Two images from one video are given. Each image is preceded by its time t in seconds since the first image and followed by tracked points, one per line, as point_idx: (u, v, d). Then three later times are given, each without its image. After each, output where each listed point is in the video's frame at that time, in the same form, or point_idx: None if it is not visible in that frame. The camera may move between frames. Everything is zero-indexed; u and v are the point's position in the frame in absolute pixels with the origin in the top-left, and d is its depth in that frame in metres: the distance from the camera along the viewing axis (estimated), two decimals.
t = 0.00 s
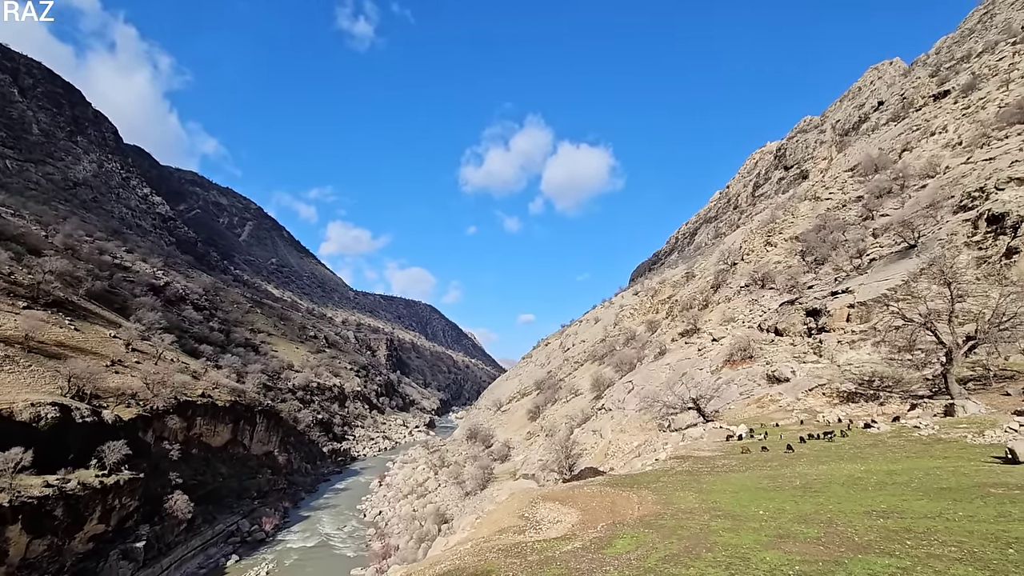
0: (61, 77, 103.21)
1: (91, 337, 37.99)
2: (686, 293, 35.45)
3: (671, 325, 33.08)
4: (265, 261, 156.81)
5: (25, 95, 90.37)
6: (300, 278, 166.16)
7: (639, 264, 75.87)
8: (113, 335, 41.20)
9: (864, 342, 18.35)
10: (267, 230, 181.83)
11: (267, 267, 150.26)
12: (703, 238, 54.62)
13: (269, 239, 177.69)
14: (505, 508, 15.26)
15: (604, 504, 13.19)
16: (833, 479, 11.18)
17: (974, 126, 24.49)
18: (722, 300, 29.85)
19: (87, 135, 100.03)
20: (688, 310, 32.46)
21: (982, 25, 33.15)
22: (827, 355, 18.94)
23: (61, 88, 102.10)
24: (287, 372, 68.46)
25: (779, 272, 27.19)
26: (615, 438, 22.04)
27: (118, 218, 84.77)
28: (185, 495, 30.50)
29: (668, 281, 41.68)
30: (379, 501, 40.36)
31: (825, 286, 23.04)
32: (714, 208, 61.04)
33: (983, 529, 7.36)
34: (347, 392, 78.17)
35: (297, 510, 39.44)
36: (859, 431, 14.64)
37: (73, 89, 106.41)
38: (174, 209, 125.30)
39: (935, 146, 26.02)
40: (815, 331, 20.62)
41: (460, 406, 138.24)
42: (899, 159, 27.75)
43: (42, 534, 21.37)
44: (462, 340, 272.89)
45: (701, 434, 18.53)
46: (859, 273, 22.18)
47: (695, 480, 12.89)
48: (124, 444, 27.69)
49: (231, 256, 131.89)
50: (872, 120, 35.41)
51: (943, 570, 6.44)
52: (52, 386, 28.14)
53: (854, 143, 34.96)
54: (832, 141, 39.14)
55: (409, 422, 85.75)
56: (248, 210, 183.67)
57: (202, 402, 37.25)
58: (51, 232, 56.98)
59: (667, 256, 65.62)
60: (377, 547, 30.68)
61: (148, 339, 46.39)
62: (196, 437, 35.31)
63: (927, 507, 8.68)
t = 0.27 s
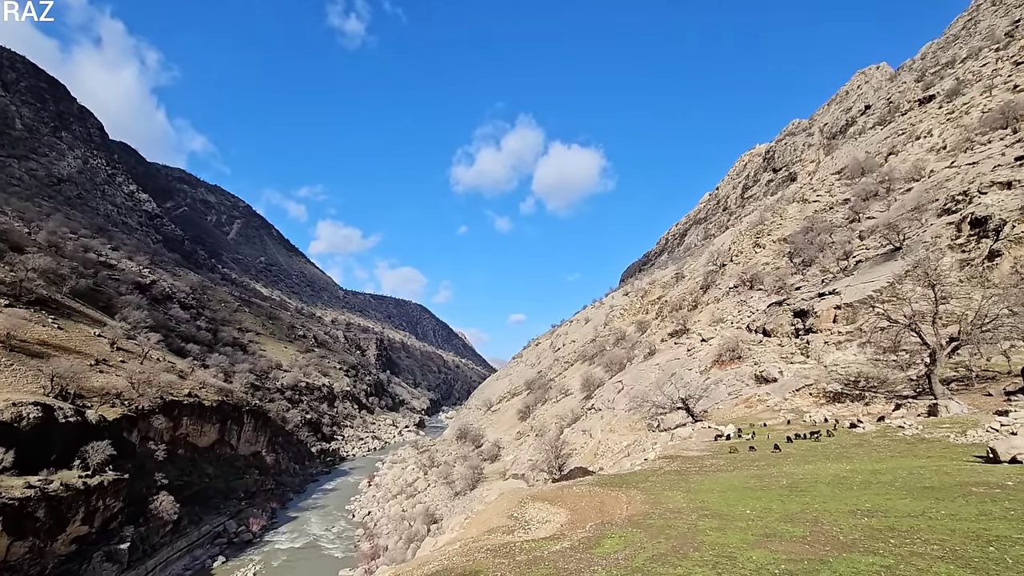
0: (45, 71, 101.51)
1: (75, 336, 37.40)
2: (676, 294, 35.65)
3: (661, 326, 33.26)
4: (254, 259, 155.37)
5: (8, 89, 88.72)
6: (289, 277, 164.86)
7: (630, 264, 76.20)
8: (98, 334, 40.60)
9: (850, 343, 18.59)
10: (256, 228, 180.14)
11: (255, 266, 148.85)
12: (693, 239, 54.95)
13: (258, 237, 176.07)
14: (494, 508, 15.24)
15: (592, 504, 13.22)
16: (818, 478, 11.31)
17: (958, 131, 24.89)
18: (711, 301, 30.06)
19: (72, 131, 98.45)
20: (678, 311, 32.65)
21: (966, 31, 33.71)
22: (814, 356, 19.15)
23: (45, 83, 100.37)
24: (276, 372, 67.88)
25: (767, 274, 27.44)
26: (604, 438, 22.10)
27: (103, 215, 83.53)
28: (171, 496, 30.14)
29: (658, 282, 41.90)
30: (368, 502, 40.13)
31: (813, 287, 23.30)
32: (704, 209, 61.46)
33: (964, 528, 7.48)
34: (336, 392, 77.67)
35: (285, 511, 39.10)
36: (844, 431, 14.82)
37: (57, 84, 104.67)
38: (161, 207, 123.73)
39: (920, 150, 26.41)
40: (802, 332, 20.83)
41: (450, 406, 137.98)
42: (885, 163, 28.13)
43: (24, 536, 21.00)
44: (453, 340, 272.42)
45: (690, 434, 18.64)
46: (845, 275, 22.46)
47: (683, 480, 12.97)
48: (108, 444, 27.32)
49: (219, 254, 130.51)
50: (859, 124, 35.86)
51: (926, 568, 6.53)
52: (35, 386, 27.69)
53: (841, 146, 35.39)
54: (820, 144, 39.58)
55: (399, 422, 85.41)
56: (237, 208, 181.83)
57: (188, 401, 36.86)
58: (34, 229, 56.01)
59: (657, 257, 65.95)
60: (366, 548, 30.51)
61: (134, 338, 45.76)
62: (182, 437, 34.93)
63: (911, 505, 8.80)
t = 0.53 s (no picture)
0: (30, 65, 99.93)
1: (59, 335, 36.89)
2: (666, 295, 35.85)
3: (651, 327, 33.43)
4: (243, 258, 154.00)
5: None
6: (278, 276, 163.59)
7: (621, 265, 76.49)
8: (82, 333, 40.05)
9: (837, 345, 18.80)
10: (245, 226, 178.53)
11: (244, 265, 147.53)
12: (683, 241, 55.27)
13: (247, 236, 174.53)
14: (483, 509, 15.23)
15: (582, 504, 13.25)
16: (805, 478, 11.43)
17: (943, 136, 25.26)
18: (701, 302, 30.26)
19: (57, 127, 96.98)
20: (668, 312, 32.84)
21: (952, 38, 34.26)
22: (802, 358, 19.36)
23: (29, 77, 98.77)
24: (264, 372, 67.32)
25: (756, 276, 27.68)
26: (595, 439, 22.19)
27: (88, 212, 82.36)
28: (156, 497, 29.75)
29: (649, 283, 42.11)
30: (357, 503, 39.91)
31: (801, 289, 23.54)
32: (694, 211, 61.87)
33: (947, 527, 7.59)
34: (325, 392, 77.17)
35: (273, 512, 38.73)
36: (831, 432, 14.97)
37: (42, 78, 103.05)
38: (148, 204, 122.25)
39: (907, 155, 26.79)
40: (791, 333, 21.02)
41: (440, 406, 137.68)
42: (872, 167, 28.49)
43: (4, 538, 20.61)
44: (444, 340, 271.83)
45: (679, 435, 18.72)
46: (833, 277, 22.72)
47: (672, 480, 13.03)
48: (92, 444, 26.96)
49: (207, 252, 129.15)
50: (847, 129, 36.30)
51: (910, 567, 6.61)
52: (17, 385, 27.28)
53: (829, 150, 35.79)
54: (808, 148, 40.01)
55: (388, 422, 85.03)
56: (225, 206, 180.11)
57: (175, 401, 36.49)
58: (17, 226, 55.09)
59: (648, 258, 66.27)
60: (355, 549, 30.34)
61: (119, 337, 45.17)
62: (168, 437, 34.56)
63: (895, 505, 8.92)
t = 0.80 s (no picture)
0: (14, 60, 98.33)
1: (42, 334, 36.31)
2: (655, 297, 36.06)
3: (641, 328, 33.61)
4: (231, 258, 152.52)
5: None
6: (267, 276, 162.17)
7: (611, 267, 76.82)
8: (66, 332, 39.46)
9: (823, 347, 19.02)
10: (233, 226, 176.87)
11: (232, 264, 146.10)
12: (673, 243, 55.63)
13: (235, 235, 172.89)
14: (472, 511, 15.20)
15: (571, 505, 13.27)
16: (791, 479, 11.54)
17: (928, 142, 25.66)
18: (690, 304, 30.46)
19: (41, 123, 95.51)
20: (657, 314, 33.02)
21: (936, 46, 34.85)
22: (789, 360, 19.57)
23: (13, 72, 97.21)
24: (252, 372, 66.68)
25: (744, 278, 27.93)
26: (584, 440, 22.24)
27: (73, 210, 81.17)
28: (141, 499, 29.33)
29: (639, 285, 42.30)
30: (345, 504, 39.63)
31: (788, 292, 23.79)
32: (684, 214, 62.29)
33: (930, 527, 7.70)
34: (314, 393, 76.63)
35: (260, 514, 38.30)
36: (817, 433, 15.12)
37: (26, 74, 101.41)
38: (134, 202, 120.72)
39: (892, 160, 27.19)
40: (778, 335, 21.23)
41: (430, 407, 137.23)
42: (859, 171, 28.88)
43: None
44: (434, 341, 271.07)
45: (668, 435, 18.82)
46: (820, 280, 22.99)
47: (660, 481, 13.10)
48: (75, 446, 26.59)
49: (194, 252, 127.77)
50: (834, 133, 36.77)
51: (892, 567, 6.70)
52: None
53: (817, 154, 36.23)
54: (796, 152, 40.48)
55: (378, 424, 84.59)
56: (214, 205, 178.33)
57: (160, 402, 36.08)
58: None
59: (638, 260, 66.62)
60: (343, 551, 30.11)
61: (104, 337, 44.55)
62: (154, 439, 34.14)
63: (879, 505, 9.03)
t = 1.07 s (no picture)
0: None
1: (23, 335, 35.70)
2: (645, 299, 36.22)
3: (631, 330, 33.75)
4: (218, 258, 150.93)
5: None
6: (255, 276, 160.64)
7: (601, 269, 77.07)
8: (48, 333, 38.84)
9: (810, 349, 19.25)
10: (221, 225, 175.06)
11: (219, 264, 144.57)
12: (663, 245, 55.95)
13: (223, 235, 171.12)
14: (461, 512, 15.16)
15: (560, 507, 13.27)
16: (778, 479, 11.65)
17: (912, 147, 26.08)
18: (679, 306, 30.64)
19: (24, 120, 93.96)
20: (647, 316, 33.21)
21: (920, 53, 35.44)
22: (777, 361, 19.76)
23: None
24: (239, 373, 66.00)
25: (733, 280, 28.16)
26: (573, 442, 22.28)
27: (56, 208, 79.90)
28: (125, 502, 28.90)
29: (628, 287, 42.49)
30: (334, 507, 39.34)
31: (776, 294, 24.03)
32: (673, 216, 62.70)
33: (912, 526, 7.82)
34: (302, 394, 76.02)
35: (247, 517, 37.85)
36: (804, 434, 15.28)
37: (9, 70, 99.73)
38: (120, 201, 119.08)
39: (878, 164, 27.59)
40: (766, 337, 21.44)
41: (420, 408, 136.69)
42: (845, 175, 29.26)
43: None
44: (424, 342, 270.17)
45: (657, 436, 18.90)
46: (807, 283, 23.24)
47: (649, 482, 13.16)
48: (57, 448, 26.20)
49: (181, 251, 126.27)
50: (821, 138, 37.22)
51: (876, 566, 6.78)
52: None
53: (804, 158, 36.65)
54: (784, 156, 40.93)
55: (367, 425, 84.07)
56: (201, 204, 176.40)
57: (145, 404, 35.64)
58: None
59: (628, 262, 66.92)
60: (331, 554, 29.86)
61: (88, 337, 43.89)
62: (138, 441, 33.69)
63: (864, 505, 9.15)
